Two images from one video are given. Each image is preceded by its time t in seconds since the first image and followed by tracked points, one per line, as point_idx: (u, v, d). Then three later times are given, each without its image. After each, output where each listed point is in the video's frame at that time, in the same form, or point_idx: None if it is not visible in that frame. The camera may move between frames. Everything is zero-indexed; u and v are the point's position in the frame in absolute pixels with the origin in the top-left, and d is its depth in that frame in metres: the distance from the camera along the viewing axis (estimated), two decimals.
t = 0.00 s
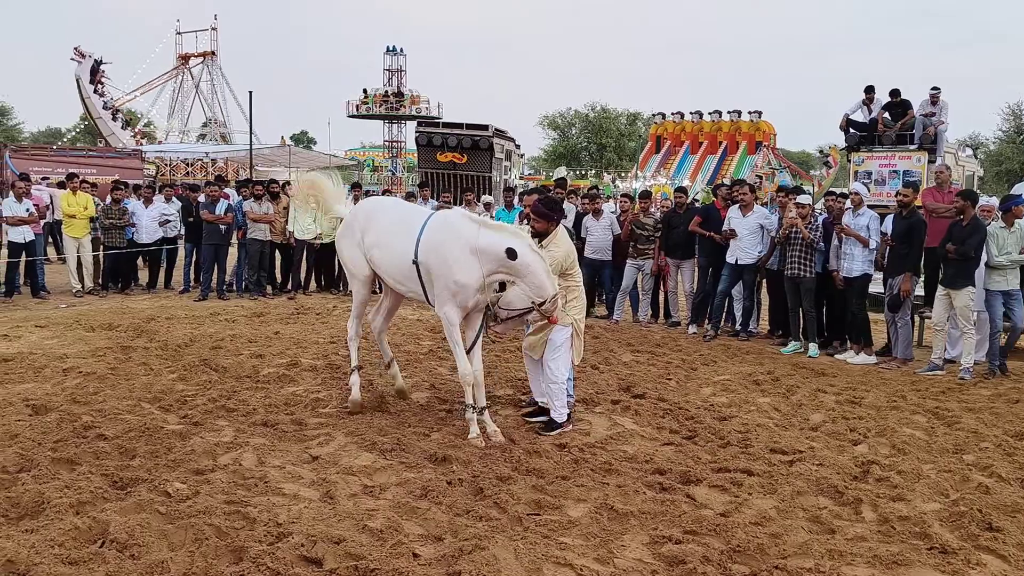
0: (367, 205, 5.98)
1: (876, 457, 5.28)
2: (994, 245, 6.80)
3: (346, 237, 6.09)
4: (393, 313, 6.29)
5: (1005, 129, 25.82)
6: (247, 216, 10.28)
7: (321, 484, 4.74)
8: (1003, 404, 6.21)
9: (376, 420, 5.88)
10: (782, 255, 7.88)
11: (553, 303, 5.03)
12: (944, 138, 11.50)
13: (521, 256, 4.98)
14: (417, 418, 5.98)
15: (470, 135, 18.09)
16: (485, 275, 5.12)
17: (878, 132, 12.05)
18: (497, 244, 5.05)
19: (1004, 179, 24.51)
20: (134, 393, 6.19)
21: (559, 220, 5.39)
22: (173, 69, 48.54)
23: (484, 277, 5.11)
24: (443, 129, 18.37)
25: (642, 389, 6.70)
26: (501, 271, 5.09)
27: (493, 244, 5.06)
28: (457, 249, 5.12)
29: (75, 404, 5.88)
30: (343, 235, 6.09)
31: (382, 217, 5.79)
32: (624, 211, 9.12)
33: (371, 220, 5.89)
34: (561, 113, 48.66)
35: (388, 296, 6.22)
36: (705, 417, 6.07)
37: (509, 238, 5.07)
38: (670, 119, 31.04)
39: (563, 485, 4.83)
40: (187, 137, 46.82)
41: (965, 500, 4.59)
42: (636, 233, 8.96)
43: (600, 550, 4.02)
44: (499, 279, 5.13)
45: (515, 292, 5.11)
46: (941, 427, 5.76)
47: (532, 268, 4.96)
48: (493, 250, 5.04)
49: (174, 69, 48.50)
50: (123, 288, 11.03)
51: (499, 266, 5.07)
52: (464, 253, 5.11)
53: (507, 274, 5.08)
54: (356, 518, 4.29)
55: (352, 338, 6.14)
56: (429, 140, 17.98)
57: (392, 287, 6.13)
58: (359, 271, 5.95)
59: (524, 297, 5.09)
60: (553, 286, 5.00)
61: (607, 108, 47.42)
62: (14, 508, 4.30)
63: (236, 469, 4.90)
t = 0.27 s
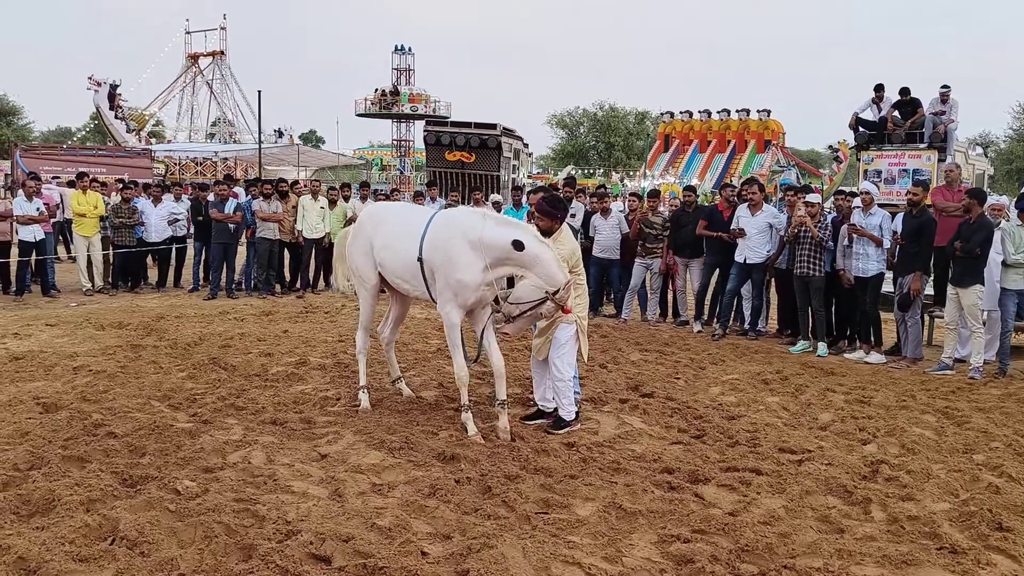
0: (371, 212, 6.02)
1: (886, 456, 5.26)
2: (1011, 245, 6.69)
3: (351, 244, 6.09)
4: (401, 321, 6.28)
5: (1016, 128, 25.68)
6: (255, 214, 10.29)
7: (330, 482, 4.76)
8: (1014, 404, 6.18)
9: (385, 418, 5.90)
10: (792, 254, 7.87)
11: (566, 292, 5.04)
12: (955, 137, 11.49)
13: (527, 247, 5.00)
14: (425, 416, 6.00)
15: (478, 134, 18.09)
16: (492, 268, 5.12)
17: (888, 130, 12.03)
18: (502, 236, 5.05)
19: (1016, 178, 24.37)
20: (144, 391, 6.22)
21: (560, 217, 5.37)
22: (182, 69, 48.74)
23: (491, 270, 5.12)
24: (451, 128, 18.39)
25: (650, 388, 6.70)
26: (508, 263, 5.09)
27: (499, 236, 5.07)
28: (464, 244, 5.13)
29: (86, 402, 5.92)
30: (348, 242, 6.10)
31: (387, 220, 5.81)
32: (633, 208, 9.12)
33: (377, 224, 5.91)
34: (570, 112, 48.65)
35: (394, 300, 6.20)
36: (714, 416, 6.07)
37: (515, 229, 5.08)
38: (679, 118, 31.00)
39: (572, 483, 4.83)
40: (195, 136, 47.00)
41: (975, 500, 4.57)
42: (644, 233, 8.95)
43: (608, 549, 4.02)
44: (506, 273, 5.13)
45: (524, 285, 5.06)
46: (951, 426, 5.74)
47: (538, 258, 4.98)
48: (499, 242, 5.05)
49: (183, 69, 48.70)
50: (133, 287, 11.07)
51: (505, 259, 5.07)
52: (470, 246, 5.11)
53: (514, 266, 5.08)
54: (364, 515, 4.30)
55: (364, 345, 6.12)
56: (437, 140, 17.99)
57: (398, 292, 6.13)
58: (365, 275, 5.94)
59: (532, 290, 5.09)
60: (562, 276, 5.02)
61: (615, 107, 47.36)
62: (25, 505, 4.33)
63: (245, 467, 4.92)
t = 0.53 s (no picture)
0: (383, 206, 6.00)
1: (894, 456, 5.25)
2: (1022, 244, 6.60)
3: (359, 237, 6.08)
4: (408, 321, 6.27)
5: None
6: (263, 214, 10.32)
7: (338, 481, 4.77)
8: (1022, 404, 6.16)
9: (393, 418, 5.91)
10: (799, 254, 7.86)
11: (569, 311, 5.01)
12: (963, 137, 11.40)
13: (538, 259, 4.98)
14: (433, 416, 6.01)
15: (485, 133, 18.10)
16: (500, 277, 5.12)
17: (895, 130, 12.03)
18: (514, 246, 5.05)
19: None
20: (152, 390, 6.24)
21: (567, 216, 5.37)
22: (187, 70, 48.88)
23: (499, 278, 5.12)
24: (458, 128, 18.41)
25: (657, 388, 6.70)
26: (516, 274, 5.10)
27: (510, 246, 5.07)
28: (474, 250, 5.13)
29: (94, 401, 5.94)
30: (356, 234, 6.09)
31: (398, 217, 5.81)
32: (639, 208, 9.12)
33: (386, 221, 5.89)
34: (575, 113, 48.64)
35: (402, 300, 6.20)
36: (721, 416, 6.06)
37: (527, 240, 5.07)
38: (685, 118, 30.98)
39: (579, 483, 4.83)
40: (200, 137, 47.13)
41: (984, 500, 4.56)
42: (651, 232, 8.97)
43: (616, 548, 4.02)
44: (514, 282, 5.14)
45: (529, 299, 5.09)
46: (959, 426, 5.73)
47: (548, 272, 4.96)
48: (510, 252, 5.05)
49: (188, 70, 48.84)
50: (140, 287, 11.11)
51: (515, 268, 5.07)
52: (480, 253, 5.11)
53: (522, 277, 5.08)
54: (372, 515, 4.31)
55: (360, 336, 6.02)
56: (444, 139, 18.01)
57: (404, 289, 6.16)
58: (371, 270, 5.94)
59: (536, 304, 5.08)
60: (569, 293, 5.01)
61: (621, 108, 47.34)
62: (35, 503, 4.35)
63: (253, 466, 4.93)
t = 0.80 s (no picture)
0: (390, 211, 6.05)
1: (905, 457, 5.24)
2: None
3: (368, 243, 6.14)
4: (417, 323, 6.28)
5: None
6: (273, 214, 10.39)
7: (348, 480, 4.78)
8: None
9: (403, 417, 5.92)
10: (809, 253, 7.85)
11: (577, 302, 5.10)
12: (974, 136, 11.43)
13: (539, 258, 4.99)
14: (443, 415, 6.02)
15: (494, 133, 18.11)
16: (503, 278, 5.13)
17: (906, 129, 12.02)
18: (516, 245, 5.05)
19: None
20: (164, 389, 6.27)
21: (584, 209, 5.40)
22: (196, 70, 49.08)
23: (501, 279, 5.13)
24: (467, 128, 18.42)
25: (667, 387, 6.70)
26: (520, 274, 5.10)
27: (513, 245, 5.07)
28: (476, 251, 5.14)
29: (107, 399, 5.98)
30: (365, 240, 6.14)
31: (401, 224, 5.85)
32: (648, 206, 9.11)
33: (391, 229, 5.93)
34: (584, 112, 48.61)
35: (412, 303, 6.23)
36: (731, 416, 6.06)
37: (528, 239, 5.09)
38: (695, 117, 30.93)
39: (589, 483, 4.84)
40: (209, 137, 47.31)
41: (996, 501, 4.55)
42: (661, 232, 8.98)
43: (627, 548, 4.02)
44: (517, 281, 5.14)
45: (535, 297, 5.08)
46: (971, 427, 5.71)
47: (549, 269, 4.98)
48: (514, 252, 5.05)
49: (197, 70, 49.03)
50: (151, 286, 11.15)
51: (515, 269, 5.07)
52: (482, 255, 5.12)
53: (524, 276, 5.08)
54: (383, 514, 4.32)
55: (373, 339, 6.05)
56: (453, 139, 18.04)
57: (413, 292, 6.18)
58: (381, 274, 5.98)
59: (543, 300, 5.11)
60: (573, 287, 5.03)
61: (630, 107, 47.29)
62: (47, 502, 4.38)
63: (265, 465, 4.95)
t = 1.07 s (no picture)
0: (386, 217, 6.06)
1: (913, 459, 5.22)
2: None
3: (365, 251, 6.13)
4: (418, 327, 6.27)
5: None
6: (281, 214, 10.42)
7: (356, 480, 4.79)
8: None
9: (410, 417, 5.93)
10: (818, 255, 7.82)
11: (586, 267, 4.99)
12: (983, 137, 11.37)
13: (535, 235, 5.01)
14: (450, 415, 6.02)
15: (502, 134, 18.10)
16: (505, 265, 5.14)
17: (915, 130, 11.99)
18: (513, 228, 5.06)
19: None
20: (172, 389, 6.29)
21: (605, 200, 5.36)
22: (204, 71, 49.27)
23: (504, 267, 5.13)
24: (475, 129, 18.43)
25: (674, 389, 6.69)
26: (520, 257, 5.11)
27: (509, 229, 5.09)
28: (474, 244, 5.15)
29: (115, 399, 6.00)
30: (363, 247, 6.13)
31: (399, 229, 5.86)
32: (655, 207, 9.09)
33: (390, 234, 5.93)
34: (591, 113, 48.58)
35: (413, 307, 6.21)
36: (739, 417, 6.05)
37: (523, 221, 5.11)
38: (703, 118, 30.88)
39: (596, 484, 4.84)
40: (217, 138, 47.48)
41: (1005, 504, 4.52)
42: (669, 233, 9.00)
43: (633, 549, 4.02)
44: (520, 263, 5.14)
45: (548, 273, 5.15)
46: (979, 429, 5.68)
47: (548, 242, 4.98)
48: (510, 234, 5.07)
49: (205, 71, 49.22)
50: (159, 286, 11.19)
51: (517, 251, 5.08)
52: (481, 246, 5.13)
53: (527, 256, 5.09)
54: (390, 514, 4.33)
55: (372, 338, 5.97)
56: (461, 140, 18.04)
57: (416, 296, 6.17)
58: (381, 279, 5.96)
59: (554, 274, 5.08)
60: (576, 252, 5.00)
61: (638, 108, 47.26)
62: (56, 501, 4.40)
63: (272, 465, 4.96)
